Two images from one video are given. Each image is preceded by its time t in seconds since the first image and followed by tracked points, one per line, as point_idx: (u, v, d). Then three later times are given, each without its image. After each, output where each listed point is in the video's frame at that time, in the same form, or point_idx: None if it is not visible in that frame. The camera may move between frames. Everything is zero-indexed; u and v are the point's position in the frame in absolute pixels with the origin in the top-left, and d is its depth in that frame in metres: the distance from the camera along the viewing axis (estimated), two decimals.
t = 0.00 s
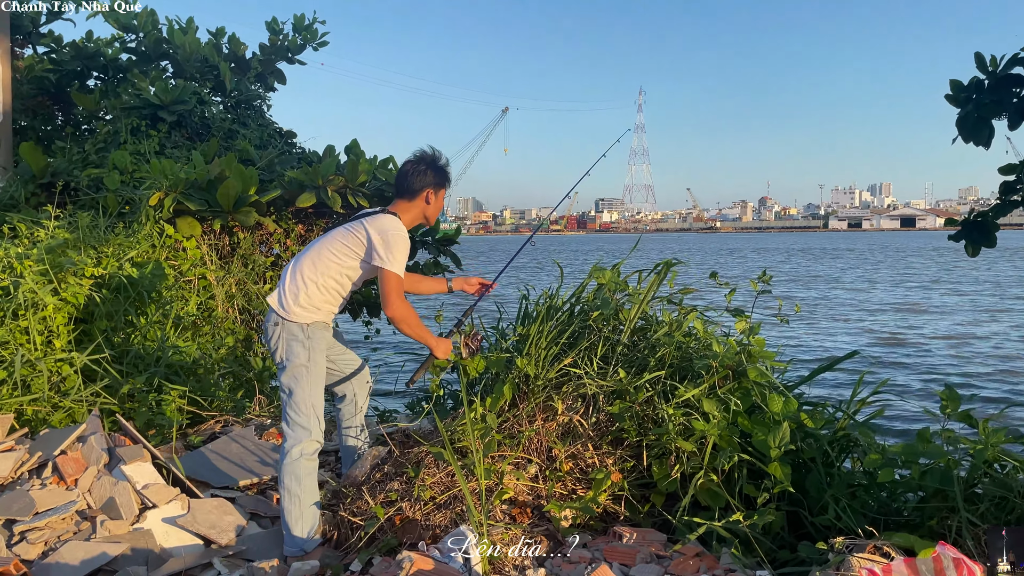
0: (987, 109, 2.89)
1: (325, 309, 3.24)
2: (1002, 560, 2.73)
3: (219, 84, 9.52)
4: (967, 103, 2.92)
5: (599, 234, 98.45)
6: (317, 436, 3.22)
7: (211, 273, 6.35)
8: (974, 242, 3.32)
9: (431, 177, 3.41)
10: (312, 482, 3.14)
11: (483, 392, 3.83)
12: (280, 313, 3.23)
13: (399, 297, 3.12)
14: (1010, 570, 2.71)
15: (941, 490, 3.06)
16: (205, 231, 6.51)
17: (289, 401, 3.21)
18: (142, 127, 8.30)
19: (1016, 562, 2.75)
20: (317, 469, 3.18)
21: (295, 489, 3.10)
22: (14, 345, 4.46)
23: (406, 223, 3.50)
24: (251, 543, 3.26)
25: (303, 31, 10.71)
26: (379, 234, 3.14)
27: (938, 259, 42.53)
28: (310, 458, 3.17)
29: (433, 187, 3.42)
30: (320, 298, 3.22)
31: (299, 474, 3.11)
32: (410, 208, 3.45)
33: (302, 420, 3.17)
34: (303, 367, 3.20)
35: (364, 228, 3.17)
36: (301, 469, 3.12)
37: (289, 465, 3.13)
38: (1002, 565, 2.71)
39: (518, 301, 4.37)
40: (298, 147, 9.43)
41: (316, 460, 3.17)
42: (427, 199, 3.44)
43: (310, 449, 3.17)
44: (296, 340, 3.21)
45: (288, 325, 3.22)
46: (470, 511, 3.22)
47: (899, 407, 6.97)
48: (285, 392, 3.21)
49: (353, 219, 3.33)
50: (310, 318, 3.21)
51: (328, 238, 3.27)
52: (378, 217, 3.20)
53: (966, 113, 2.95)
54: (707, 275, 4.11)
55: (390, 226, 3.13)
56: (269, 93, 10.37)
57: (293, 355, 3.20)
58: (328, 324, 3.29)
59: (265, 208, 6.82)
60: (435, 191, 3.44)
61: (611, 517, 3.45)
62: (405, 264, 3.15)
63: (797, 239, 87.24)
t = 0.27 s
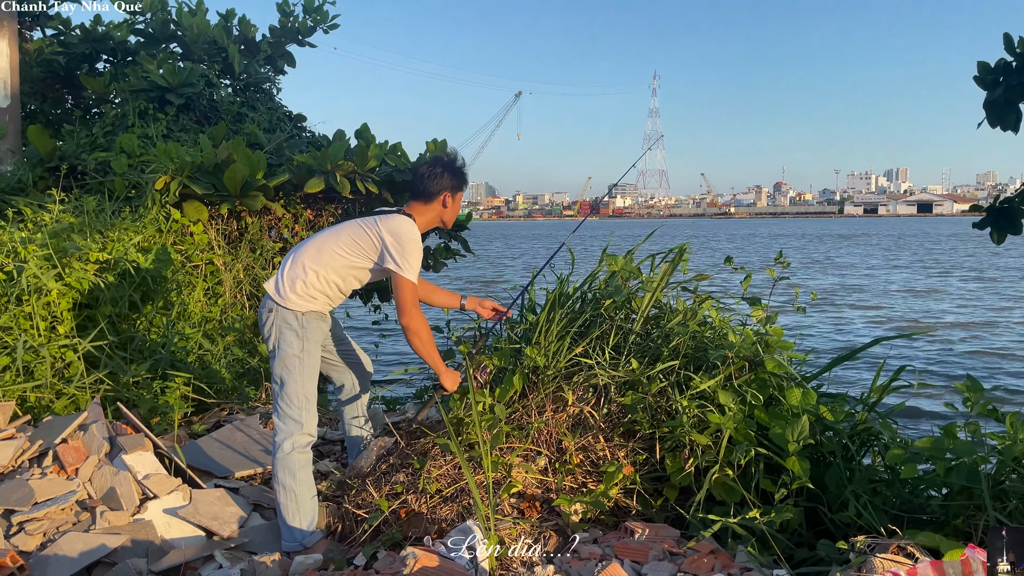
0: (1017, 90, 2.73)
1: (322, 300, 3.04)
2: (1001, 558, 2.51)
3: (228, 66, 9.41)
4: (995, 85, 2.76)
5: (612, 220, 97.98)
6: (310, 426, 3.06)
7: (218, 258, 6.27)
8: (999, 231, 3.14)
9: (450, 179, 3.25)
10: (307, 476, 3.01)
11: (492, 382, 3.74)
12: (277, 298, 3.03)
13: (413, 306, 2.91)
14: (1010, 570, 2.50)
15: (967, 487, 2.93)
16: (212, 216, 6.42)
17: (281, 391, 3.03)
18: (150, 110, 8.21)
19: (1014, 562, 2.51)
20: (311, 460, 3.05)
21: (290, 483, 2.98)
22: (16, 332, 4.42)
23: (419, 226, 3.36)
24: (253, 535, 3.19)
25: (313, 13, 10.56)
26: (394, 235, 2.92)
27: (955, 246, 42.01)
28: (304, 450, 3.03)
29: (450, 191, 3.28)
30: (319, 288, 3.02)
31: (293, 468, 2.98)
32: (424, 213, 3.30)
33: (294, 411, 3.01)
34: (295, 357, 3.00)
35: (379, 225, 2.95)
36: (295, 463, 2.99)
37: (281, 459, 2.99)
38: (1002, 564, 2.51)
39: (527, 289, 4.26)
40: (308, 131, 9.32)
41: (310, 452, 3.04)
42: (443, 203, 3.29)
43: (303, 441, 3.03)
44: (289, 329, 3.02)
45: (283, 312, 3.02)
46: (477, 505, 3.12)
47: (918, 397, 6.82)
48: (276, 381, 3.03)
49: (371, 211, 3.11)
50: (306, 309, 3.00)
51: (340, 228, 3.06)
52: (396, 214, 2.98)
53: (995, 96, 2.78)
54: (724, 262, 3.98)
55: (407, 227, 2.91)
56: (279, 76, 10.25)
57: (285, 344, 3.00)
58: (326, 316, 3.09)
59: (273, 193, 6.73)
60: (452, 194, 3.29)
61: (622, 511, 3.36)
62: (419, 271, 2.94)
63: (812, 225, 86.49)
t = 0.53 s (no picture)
0: None
1: (321, 278, 2.93)
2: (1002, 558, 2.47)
3: (244, 41, 9.30)
4: None
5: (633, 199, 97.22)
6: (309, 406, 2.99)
7: (230, 234, 6.21)
8: None
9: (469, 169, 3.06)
10: (307, 455, 2.95)
11: (501, 363, 3.64)
12: (278, 271, 2.94)
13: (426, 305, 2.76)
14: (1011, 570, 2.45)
15: (995, 477, 2.79)
16: (225, 191, 6.35)
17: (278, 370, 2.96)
18: (165, 84, 8.14)
19: (1014, 562, 2.48)
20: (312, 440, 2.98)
21: (291, 465, 2.92)
22: (23, 307, 4.39)
23: (434, 218, 3.16)
24: (256, 515, 3.13)
25: None
26: (407, 226, 2.77)
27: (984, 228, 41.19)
28: (304, 430, 2.96)
29: (468, 184, 3.09)
30: (320, 268, 2.92)
31: (293, 449, 2.92)
32: (439, 204, 3.11)
33: (292, 391, 2.94)
34: (293, 335, 2.92)
35: (392, 213, 2.81)
36: (294, 444, 2.93)
37: (279, 441, 2.93)
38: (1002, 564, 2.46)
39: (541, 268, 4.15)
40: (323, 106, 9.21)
41: (310, 432, 2.97)
42: (460, 195, 3.10)
43: (303, 422, 2.96)
44: (286, 306, 2.93)
45: (282, 288, 2.93)
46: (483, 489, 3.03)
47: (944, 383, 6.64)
48: (273, 360, 2.96)
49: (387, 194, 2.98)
50: (305, 287, 2.91)
51: (351, 207, 2.93)
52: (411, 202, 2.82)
53: None
54: (744, 242, 3.84)
55: (421, 220, 2.76)
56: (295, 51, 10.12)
57: (281, 321, 2.92)
58: (326, 295, 3.00)
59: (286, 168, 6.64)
60: (470, 186, 3.10)
61: (634, 497, 3.26)
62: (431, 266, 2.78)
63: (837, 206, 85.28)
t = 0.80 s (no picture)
0: None
1: (310, 260, 2.82)
2: (1002, 558, 2.31)
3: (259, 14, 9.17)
4: None
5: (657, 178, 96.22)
6: (300, 390, 2.92)
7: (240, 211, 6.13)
8: None
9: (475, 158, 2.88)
10: (299, 441, 2.89)
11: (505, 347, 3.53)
12: (267, 251, 2.83)
13: (424, 296, 2.66)
14: (1011, 571, 2.30)
15: (1018, 475, 2.63)
16: (235, 167, 6.26)
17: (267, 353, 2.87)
18: (178, 59, 8.04)
19: (1014, 563, 2.34)
20: (303, 425, 2.92)
21: (282, 451, 2.86)
22: (26, 284, 4.35)
23: (434, 205, 2.98)
24: (249, 500, 3.07)
25: None
26: (404, 212, 2.65)
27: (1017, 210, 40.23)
28: (295, 414, 2.89)
29: (472, 172, 2.90)
30: (310, 250, 2.81)
31: (284, 434, 2.86)
32: (439, 191, 2.92)
33: (282, 375, 2.86)
34: (282, 318, 2.83)
35: (390, 198, 2.69)
36: (285, 429, 2.86)
37: (270, 425, 2.86)
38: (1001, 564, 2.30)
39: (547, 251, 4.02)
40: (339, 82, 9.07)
41: (301, 416, 2.90)
42: (463, 183, 2.92)
43: (293, 406, 2.88)
44: (275, 287, 2.83)
45: (271, 269, 2.82)
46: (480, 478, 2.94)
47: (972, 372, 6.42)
48: (262, 343, 2.87)
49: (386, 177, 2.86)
50: (294, 269, 2.80)
51: (348, 189, 2.82)
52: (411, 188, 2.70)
53: None
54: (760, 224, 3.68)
55: (420, 207, 2.64)
56: (311, 25, 9.97)
57: (270, 302, 2.83)
58: (316, 278, 2.90)
59: (297, 143, 6.53)
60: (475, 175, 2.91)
61: (637, 488, 3.15)
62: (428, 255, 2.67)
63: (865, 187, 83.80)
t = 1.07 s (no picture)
0: None
1: (304, 249, 2.82)
2: (1002, 558, 2.28)
3: None
4: None
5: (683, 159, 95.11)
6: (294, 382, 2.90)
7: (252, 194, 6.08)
8: None
9: (478, 149, 2.86)
10: (293, 433, 2.87)
11: (506, 339, 3.47)
12: (262, 240, 2.83)
13: (416, 287, 2.66)
14: (1011, 572, 2.27)
15: None
16: (247, 150, 6.21)
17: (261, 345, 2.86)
18: (195, 39, 7.98)
19: (1014, 562, 2.32)
20: (298, 418, 2.90)
21: (276, 443, 2.85)
22: (35, 267, 4.36)
23: (428, 193, 2.94)
24: (245, 490, 3.05)
25: None
26: (396, 201, 2.62)
27: None
28: (291, 407, 2.88)
29: (471, 161, 2.86)
30: (304, 239, 2.80)
31: (277, 425, 2.84)
32: (433, 176, 2.88)
33: (276, 366, 2.85)
34: (275, 309, 2.83)
35: (382, 186, 2.66)
36: (278, 421, 2.84)
37: (263, 417, 2.85)
38: (1002, 564, 2.26)
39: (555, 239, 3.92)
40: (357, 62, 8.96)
41: (296, 409, 2.88)
42: (460, 170, 2.87)
43: (288, 399, 2.87)
44: (269, 278, 2.83)
45: (266, 259, 2.82)
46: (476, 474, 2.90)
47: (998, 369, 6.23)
48: (257, 333, 2.87)
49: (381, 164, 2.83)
50: (287, 258, 2.81)
51: (342, 176, 2.80)
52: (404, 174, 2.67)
53: None
54: (773, 216, 3.57)
55: (412, 194, 2.61)
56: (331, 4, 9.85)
57: (263, 293, 2.83)
58: (312, 267, 2.89)
59: (310, 126, 6.45)
60: (476, 166, 2.87)
61: (637, 486, 3.08)
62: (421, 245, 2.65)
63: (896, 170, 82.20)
